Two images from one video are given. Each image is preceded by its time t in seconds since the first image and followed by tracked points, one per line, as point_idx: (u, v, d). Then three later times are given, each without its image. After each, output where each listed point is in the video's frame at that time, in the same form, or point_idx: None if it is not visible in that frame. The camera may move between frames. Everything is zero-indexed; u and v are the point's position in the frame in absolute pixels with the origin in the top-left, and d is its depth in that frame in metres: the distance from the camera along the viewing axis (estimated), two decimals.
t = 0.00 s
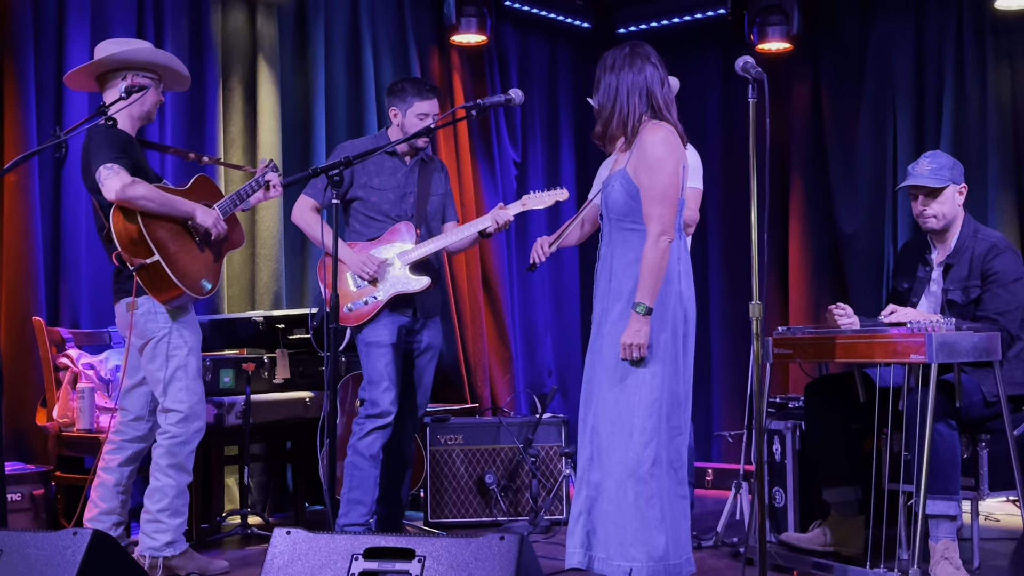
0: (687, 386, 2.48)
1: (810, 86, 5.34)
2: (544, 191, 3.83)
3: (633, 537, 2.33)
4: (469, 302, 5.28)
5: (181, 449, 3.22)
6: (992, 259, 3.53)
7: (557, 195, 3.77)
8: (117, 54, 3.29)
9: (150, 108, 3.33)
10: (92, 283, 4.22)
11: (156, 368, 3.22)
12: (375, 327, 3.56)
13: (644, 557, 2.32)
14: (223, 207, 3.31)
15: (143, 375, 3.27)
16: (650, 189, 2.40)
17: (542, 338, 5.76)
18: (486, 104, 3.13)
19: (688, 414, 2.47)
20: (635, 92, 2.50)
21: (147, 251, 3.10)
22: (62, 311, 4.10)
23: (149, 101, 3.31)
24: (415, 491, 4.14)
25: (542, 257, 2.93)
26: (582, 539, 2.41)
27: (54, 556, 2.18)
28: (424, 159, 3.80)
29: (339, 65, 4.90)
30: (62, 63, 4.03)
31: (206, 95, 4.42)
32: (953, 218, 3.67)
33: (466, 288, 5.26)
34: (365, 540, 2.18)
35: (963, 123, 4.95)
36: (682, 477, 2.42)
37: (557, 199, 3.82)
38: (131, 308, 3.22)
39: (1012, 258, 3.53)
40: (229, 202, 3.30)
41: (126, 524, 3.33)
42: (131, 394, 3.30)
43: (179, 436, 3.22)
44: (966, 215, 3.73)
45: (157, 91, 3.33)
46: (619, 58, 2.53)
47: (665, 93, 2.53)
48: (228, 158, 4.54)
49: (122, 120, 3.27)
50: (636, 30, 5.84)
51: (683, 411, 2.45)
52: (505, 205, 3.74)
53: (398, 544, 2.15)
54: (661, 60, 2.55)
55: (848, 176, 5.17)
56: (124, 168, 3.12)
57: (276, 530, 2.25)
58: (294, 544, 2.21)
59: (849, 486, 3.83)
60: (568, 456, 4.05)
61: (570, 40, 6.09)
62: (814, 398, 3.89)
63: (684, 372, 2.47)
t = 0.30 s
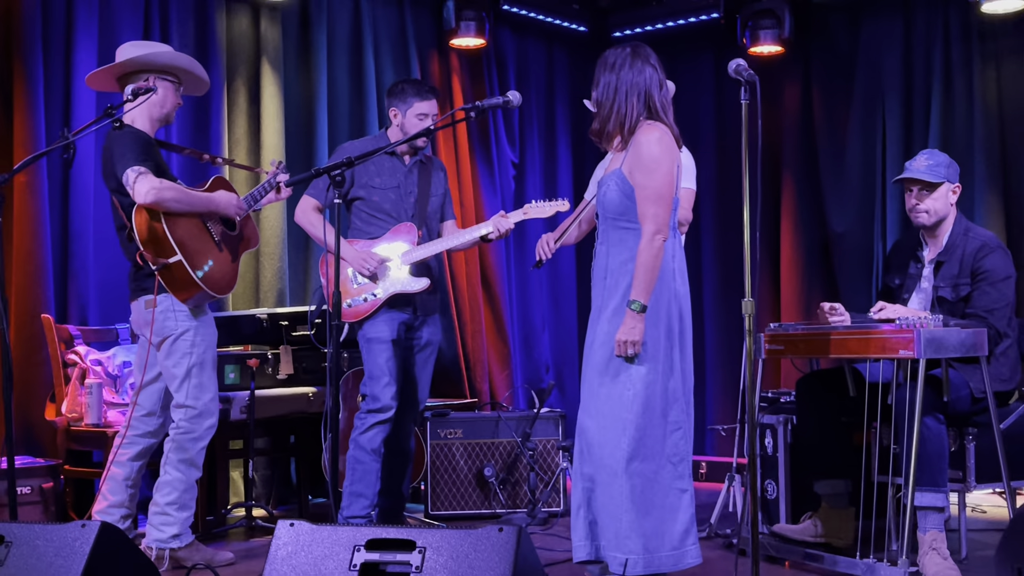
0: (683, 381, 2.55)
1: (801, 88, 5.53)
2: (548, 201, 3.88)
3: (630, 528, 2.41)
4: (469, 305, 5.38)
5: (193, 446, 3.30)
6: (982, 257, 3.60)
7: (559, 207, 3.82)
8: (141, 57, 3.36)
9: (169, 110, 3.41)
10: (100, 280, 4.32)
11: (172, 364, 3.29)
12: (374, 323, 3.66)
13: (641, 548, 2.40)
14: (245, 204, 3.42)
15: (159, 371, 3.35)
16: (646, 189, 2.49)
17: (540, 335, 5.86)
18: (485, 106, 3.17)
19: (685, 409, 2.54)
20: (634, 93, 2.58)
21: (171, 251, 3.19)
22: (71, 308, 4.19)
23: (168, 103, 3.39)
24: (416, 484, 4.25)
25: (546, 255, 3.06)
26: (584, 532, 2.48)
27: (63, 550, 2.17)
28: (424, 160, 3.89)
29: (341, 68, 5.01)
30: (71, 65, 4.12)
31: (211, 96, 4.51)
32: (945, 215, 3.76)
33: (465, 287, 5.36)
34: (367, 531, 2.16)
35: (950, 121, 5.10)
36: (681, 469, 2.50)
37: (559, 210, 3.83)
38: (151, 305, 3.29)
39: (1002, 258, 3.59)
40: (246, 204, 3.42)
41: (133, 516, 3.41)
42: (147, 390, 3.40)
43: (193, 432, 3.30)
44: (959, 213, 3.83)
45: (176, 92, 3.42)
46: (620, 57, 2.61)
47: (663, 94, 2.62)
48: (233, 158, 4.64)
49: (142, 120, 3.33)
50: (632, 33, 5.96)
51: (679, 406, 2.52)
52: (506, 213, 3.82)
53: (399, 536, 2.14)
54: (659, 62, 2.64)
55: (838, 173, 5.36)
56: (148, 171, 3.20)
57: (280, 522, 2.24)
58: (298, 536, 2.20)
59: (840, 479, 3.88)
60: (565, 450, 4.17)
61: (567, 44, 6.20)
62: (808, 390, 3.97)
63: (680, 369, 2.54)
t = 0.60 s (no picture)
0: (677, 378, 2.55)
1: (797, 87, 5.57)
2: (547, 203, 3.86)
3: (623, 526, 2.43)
4: (467, 300, 5.40)
5: (195, 445, 3.31)
6: (981, 256, 3.62)
7: (556, 210, 3.81)
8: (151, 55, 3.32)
9: (182, 109, 3.44)
10: (100, 280, 4.34)
11: (179, 362, 3.30)
12: (371, 321, 3.67)
13: (634, 547, 2.42)
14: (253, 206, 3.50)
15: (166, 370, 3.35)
16: (633, 183, 2.49)
17: (538, 333, 5.88)
18: (483, 106, 3.16)
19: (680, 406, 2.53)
20: (626, 89, 2.60)
21: (188, 251, 3.22)
22: (71, 308, 4.21)
23: (180, 102, 3.41)
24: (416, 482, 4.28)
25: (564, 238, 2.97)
26: (575, 529, 2.52)
27: (64, 547, 2.20)
28: (422, 160, 3.90)
29: (340, 68, 5.04)
30: (71, 66, 4.14)
31: (211, 97, 4.54)
32: (946, 215, 3.75)
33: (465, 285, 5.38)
34: (366, 530, 2.18)
35: (946, 120, 5.13)
36: (677, 467, 2.50)
37: (558, 214, 3.82)
38: (165, 303, 3.30)
39: (1001, 257, 3.61)
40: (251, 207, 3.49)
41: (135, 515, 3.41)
42: (152, 391, 3.39)
43: (194, 432, 3.31)
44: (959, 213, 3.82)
45: (189, 91, 3.43)
46: (612, 53, 2.64)
47: (655, 90, 2.63)
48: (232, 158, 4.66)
49: (154, 117, 3.36)
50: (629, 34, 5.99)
51: (672, 403, 2.52)
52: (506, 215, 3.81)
53: (399, 533, 2.15)
54: (653, 57, 2.66)
55: (834, 171, 5.40)
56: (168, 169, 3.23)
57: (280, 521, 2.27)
58: (298, 534, 2.22)
59: (838, 477, 3.89)
60: (564, 448, 4.19)
61: (564, 45, 6.24)
62: (806, 389, 3.99)
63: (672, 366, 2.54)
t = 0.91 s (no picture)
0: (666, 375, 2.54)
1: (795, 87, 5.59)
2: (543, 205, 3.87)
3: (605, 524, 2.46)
4: (466, 299, 5.43)
5: (193, 444, 3.32)
6: (978, 256, 3.64)
7: (552, 211, 3.82)
8: (166, 51, 3.33)
9: (190, 107, 3.45)
10: (102, 280, 4.36)
11: (183, 359, 3.32)
12: (367, 320, 3.68)
13: (616, 545, 2.43)
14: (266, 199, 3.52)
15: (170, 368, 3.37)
16: (620, 177, 2.50)
17: (537, 332, 5.90)
18: (482, 107, 3.14)
19: (667, 403, 2.52)
20: (619, 86, 2.63)
21: (206, 250, 3.22)
22: (73, 308, 4.23)
23: (191, 100, 3.43)
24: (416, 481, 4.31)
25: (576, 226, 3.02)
26: (563, 527, 2.55)
27: (65, 547, 2.22)
28: (420, 160, 3.92)
29: (340, 68, 5.07)
30: (72, 67, 4.16)
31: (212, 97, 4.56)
32: (943, 214, 3.77)
33: (463, 285, 5.40)
34: (367, 528, 2.20)
35: (943, 121, 5.17)
36: (663, 465, 2.51)
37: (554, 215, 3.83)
38: (172, 299, 3.33)
39: (998, 256, 3.63)
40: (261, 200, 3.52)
41: (139, 513, 3.42)
42: (156, 388, 3.40)
43: (192, 431, 3.31)
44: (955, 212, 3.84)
45: (199, 89, 3.45)
46: (610, 48, 2.66)
47: (650, 86, 2.65)
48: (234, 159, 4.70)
49: (165, 115, 3.36)
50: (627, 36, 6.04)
51: (659, 400, 2.52)
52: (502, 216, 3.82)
53: (398, 532, 2.17)
54: (649, 53, 2.68)
55: (832, 170, 5.43)
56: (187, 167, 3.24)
57: (281, 520, 2.29)
58: (298, 533, 2.24)
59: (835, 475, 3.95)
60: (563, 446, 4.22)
61: (563, 46, 6.28)
62: (802, 388, 3.99)
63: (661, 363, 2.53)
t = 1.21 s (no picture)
0: (652, 372, 2.64)
1: (786, 92, 5.77)
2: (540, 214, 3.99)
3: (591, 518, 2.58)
4: (466, 299, 5.54)
5: (207, 441, 3.42)
6: (963, 256, 3.75)
7: (548, 220, 3.94)
8: (178, 60, 3.41)
9: (203, 112, 3.56)
10: (111, 281, 4.48)
11: (196, 359, 3.43)
12: (363, 320, 3.78)
13: (598, 538, 2.56)
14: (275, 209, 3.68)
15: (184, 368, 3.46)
16: (608, 177, 2.61)
17: (535, 332, 6.03)
18: (481, 112, 3.14)
19: (652, 400, 2.63)
20: (611, 90, 2.74)
21: (219, 253, 3.35)
22: (84, 308, 4.34)
23: (204, 106, 3.54)
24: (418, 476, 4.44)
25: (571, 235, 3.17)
26: (558, 524, 2.64)
27: (75, 541, 2.23)
28: (419, 165, 4.03)
29: (343, 74, 5.21)
30: (82, 73, 4.27)
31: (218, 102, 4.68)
32: (929, 216, 3.89)
33: (463, 285, 5.52)
34: (369, 521, 2.23)
35: (931, 126, 5.33)
36: (646, 461, 2.62)
37: (550, 224, 3.94)
38: (184, 301, 3.43)
39: (983, 256, 3.75)
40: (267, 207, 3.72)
41: (147, 508, 3.54)
42: (168, 387, 3.50)
43: (206, 428, 3.42)
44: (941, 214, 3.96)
45: (212, 96, 3.56)
46: (599, 53, 2.76)
47: (641, 90, 2.75)
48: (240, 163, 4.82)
49: (179, 118, 3.48)
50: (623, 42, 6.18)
51: (644, 397, 2.63)
52: (500, 223, 3.93)
53: (400, 525, 2.20)
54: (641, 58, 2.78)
55: (823, 173, 5.58)
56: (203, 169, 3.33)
57: (285, 513, 2.30)
58: (302, 527, 2.27)
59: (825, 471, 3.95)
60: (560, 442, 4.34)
61: (560, 51, 6.41)
62: (797, 389, 4.06)
63: (647, 361, 2.63)
